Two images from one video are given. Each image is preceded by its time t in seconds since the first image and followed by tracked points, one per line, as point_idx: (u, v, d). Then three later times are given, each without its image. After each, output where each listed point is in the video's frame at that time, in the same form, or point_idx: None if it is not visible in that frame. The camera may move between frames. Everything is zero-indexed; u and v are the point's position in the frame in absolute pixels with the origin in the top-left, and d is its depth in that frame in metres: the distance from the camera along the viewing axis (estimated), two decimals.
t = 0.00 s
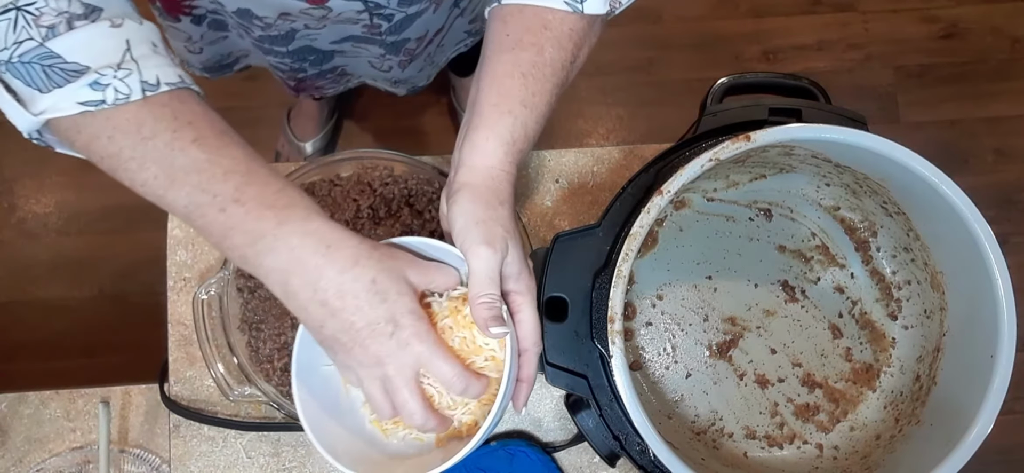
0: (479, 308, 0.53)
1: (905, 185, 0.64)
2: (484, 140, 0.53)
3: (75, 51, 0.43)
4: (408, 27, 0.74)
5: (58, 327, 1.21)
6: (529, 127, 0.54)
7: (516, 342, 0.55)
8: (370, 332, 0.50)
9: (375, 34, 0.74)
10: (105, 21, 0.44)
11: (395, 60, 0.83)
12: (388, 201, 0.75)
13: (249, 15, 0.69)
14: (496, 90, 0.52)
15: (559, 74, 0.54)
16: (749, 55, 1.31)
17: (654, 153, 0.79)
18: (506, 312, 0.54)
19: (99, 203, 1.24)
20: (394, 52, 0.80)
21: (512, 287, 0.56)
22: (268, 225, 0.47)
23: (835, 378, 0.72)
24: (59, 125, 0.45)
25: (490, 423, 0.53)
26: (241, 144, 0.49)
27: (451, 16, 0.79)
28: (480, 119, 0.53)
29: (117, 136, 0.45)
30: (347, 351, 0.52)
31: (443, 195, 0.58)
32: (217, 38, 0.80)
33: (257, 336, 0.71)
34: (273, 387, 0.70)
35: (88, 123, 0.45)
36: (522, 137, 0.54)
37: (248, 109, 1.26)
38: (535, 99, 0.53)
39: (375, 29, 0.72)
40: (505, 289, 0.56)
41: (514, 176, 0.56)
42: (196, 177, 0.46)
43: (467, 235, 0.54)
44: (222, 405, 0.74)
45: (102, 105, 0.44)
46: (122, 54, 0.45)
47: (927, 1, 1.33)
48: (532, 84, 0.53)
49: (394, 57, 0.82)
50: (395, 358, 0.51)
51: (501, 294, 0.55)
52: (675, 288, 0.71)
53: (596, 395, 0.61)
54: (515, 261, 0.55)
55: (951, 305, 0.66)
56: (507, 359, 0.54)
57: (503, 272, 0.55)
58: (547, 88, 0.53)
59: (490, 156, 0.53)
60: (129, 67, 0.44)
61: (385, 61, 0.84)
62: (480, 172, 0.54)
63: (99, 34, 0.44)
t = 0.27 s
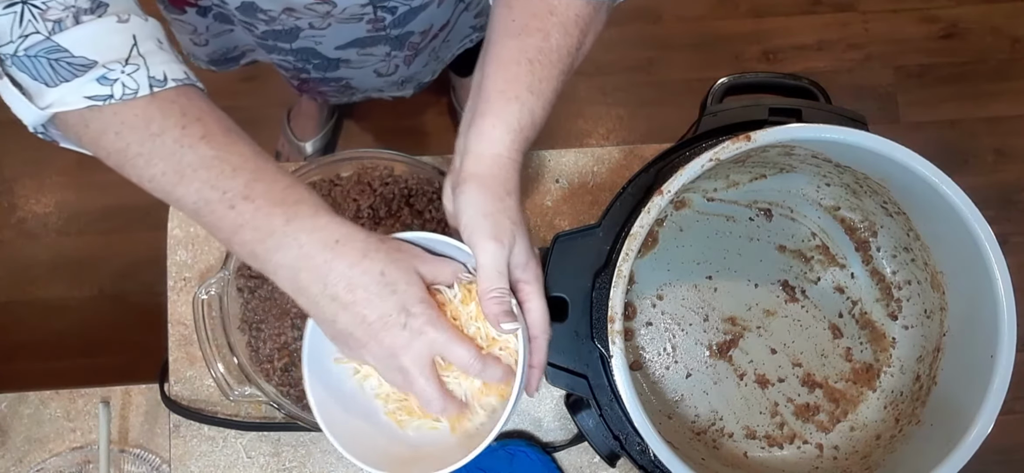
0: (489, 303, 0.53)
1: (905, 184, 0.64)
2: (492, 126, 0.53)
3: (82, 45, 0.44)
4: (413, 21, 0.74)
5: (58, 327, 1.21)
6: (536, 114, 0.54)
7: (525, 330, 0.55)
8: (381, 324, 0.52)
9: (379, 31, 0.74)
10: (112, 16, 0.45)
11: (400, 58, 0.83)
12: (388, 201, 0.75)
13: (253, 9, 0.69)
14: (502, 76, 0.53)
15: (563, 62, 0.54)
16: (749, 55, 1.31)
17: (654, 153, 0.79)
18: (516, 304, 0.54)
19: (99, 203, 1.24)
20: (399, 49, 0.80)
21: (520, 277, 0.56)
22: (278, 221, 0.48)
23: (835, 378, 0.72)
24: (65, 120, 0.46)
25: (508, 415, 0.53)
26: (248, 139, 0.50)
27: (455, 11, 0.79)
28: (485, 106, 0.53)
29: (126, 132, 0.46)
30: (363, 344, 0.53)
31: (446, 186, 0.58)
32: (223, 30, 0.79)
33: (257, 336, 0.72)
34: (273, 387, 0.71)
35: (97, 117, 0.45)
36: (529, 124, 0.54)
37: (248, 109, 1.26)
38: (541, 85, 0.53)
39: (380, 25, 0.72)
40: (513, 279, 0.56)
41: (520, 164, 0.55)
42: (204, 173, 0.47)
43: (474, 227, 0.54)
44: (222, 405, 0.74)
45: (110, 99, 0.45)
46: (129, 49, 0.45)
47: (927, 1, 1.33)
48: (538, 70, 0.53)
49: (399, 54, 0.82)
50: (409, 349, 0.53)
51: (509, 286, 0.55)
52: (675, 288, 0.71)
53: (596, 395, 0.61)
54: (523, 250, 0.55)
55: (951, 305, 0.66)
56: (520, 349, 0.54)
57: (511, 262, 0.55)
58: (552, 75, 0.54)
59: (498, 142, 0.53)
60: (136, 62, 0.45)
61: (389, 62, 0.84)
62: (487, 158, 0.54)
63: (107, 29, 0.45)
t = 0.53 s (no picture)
0: (473, 297, 0.54)
1: (904, 184, 0.64)
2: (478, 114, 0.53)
3: (55, 42, 0.43)
4: (414, 20, 0.74)
5: (58, 327, 1.21)
6: (524, 104, 0.54)
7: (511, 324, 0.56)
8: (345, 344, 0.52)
9: (380, 29, 0.74)
10: (88, 12, 0.44)
11: (402, 57, 0.83)
12: (388, 201, 0.75)
13: (253, 9, 0.69)
14: (492, 64, 0.53)
15: (553, 52, 0.55)
16: (749, 55, 1.31)
17: (654, 153, 0.79)
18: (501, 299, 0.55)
19: (98, 202, 1.24)
20: (400, 48, 0.80)
21: (506, 269, 0.57)
22: (242, 233, 0.48)
23: (835, 378, 0.72)
24: (38, 116, 0.45)
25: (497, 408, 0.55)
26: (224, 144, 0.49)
27: (456, 8, 0.79)
28: (473, 94, 0.53)
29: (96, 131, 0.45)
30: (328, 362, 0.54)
31: (432, 175, 0.59)
32: (226, 33, 0.79)
33: (257, 336, 0.72)
34: (273, 387, 0.71)
35: (69, 114, 0.45)
36: (517, 114, 0.54)
37: (248, 109, 1.26)
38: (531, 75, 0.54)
39: (380, 23, 0.72)
40: (499, 271, 0.57)
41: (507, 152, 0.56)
42: (170, 180, 0.47)
43: (460, 221, 0.54)
44: (222, 405, 0.74)
45: (81, 97, 0.44)
46: (103, 46, 0.45)
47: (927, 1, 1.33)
48: (527, 58, 0.53)
49: (401, 53, 0.81)
50: (372, 374, 0.53)
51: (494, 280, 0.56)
52: (675, 288, 0.71)
53: (596, 394, 0.61)
54: (508, 243, 0.56)
55: (951, 305, 0.66)
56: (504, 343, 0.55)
57: (496, 255, 0.56)
58: (543, 64, 0.54)
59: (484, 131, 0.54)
60: (110, 60, 0.45)
61: (391, 60, 0.84)
62: (472, 146, 0.54)
63: (81, 25, 0.44)
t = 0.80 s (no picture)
0: (495, 287, 0.54)
1: (904, 184, 0.63)
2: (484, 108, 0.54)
3: (31, 41, 0.44)
4: (412, 27, 0.73)
5: (58, 327, 1.21)
6: (531, 97, 0.54)
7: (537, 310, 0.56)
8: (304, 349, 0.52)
9: (377, 33, 0.74)
10: (63, 10, 0.45)
11: (401, 63, 0.83)
12: (388, 201, 0.75)
13: (250, 13, 0.69)
14: (495, 59, 0.53)
15: (558, 44, 0.55)
16: (749, 55, 1.31)
17: (653, 153, 0.79)
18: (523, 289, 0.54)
19: (98, 202, 1.24)
20: (399, 55, 0.80)
21: (526, 256, 0.56)
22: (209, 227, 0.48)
23: (835, 378, 0.72)
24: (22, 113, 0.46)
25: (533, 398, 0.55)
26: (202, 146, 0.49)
27: (454, 13, 0.79)
28: (479, 88, 0.54)
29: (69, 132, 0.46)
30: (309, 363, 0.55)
31: (443, 172, 0.59)
32: (226, 40, 0.79)
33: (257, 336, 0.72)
34: (273, 387, 0.70)
35: (44, 111, 0.46)
36: (523, 108, 0.55)
37: (249, 109, 1.26)
38: (536, 68, 0.54)
39: (377, 28, 0.72)
40: (519, 259, 0.56)
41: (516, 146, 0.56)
42: (135, 179, 0.47)
43: (476, 213, 0.55)
44: (222, 405, 0.74)
45: (52, 95, 0.45)
46: (76, 44, 0.45)
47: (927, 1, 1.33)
48: (533, 52, 0.54)
49: (400, 60, 0.81)
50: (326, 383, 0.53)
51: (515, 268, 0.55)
52: (675, 288, 0.71)
53: (596, 395, 0.61)
54: (527, 229, 0.56)
55: (950, 304, 0.66)
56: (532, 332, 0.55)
57: (515, 243, 0.55)
58: (548, 56, 0.54)
59: (492, 124, 0.54)
60: (80, 58, 0.45)
61: (391, 65, 0.84)
62: (481, 141, 0.54)
63: (53, 22, 0.45)
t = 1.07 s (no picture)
0: (511, 265, 0.55)
1: (904, 183, 0.63)
2: (485, 96, 0.57)
3: None
4: (417, 32, 0.73)
5: (58, 326, 1.21)
6: (529, 86, 0.58)
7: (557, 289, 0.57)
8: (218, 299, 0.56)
9: (383, 39, 0.74)
10: None
11: (408, 71, 0.83)
12: (388, 201, 0.75)
13: (256, 19, 0.69)
14: (495, 48, 0.56)
15: (557, 34, 0.58)
16: (749, 55, 1.31)
17: (654, 153, 0.79)
18: (539, 265, 0.56)
19: (98, 202, 1.24)
20: (405, 62, 0.80)
21: (539, 236, 0.58)
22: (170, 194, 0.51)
23: (835, 378, 0.72)
24: None
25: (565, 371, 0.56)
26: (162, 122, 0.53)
27: (458, 17, 0.79)
28: (480, 77, 0.57)
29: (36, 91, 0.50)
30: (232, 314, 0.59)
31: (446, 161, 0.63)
32: (240, 53, 0.80)
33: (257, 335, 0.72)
34: (272, 387, 0.70)
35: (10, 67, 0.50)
36: (522, 95, 0.58)
37: (248, 109, 1.26)
38: (534, 57, 0.57)
39: (382, 33, 0.72)
40: (535, 239, 0.58)
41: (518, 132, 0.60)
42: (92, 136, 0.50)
43: (486, 196, 0.57)
44: (222, 405, 0.74)
45: (10, 55, 0.48)
46: (32, 6, 0.48)
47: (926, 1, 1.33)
48: (531, 41, 0.57)
49: (406, 67, 0.81)
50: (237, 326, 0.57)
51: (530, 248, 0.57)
52: (675, 288, 0.71)
53: (596, 395, 0.61)
54: (536, 209, 0.58)
55: (951, 304, 0.66)
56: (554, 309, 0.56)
57: (527, 223, 0.58)
58: (546, 46, 0.57)
59: (493, 111, 0.58)
60: (34, 21, 0.48)
61: (398, 74, 0.84)
62: (482, 128, 0.58)
63: None
